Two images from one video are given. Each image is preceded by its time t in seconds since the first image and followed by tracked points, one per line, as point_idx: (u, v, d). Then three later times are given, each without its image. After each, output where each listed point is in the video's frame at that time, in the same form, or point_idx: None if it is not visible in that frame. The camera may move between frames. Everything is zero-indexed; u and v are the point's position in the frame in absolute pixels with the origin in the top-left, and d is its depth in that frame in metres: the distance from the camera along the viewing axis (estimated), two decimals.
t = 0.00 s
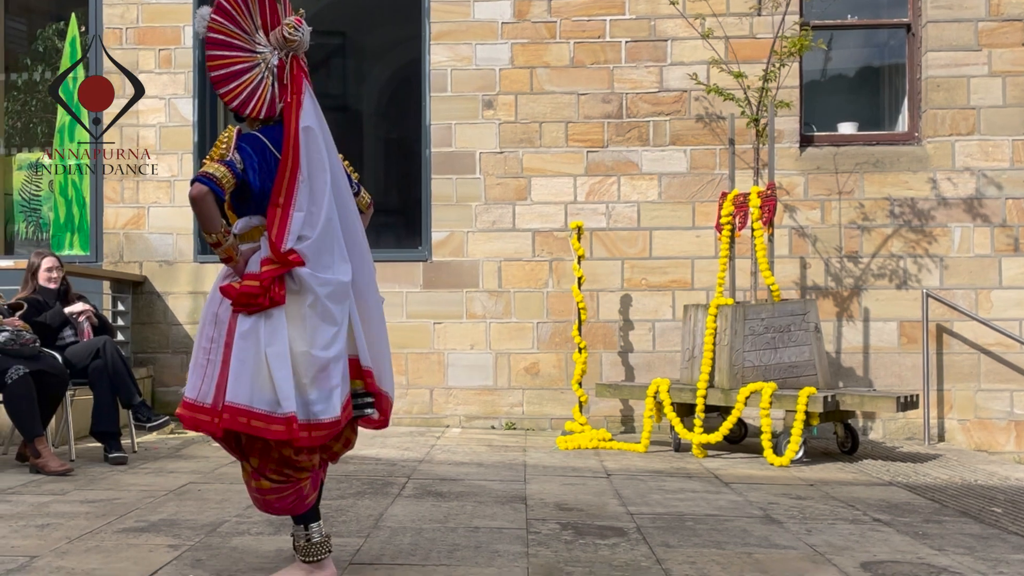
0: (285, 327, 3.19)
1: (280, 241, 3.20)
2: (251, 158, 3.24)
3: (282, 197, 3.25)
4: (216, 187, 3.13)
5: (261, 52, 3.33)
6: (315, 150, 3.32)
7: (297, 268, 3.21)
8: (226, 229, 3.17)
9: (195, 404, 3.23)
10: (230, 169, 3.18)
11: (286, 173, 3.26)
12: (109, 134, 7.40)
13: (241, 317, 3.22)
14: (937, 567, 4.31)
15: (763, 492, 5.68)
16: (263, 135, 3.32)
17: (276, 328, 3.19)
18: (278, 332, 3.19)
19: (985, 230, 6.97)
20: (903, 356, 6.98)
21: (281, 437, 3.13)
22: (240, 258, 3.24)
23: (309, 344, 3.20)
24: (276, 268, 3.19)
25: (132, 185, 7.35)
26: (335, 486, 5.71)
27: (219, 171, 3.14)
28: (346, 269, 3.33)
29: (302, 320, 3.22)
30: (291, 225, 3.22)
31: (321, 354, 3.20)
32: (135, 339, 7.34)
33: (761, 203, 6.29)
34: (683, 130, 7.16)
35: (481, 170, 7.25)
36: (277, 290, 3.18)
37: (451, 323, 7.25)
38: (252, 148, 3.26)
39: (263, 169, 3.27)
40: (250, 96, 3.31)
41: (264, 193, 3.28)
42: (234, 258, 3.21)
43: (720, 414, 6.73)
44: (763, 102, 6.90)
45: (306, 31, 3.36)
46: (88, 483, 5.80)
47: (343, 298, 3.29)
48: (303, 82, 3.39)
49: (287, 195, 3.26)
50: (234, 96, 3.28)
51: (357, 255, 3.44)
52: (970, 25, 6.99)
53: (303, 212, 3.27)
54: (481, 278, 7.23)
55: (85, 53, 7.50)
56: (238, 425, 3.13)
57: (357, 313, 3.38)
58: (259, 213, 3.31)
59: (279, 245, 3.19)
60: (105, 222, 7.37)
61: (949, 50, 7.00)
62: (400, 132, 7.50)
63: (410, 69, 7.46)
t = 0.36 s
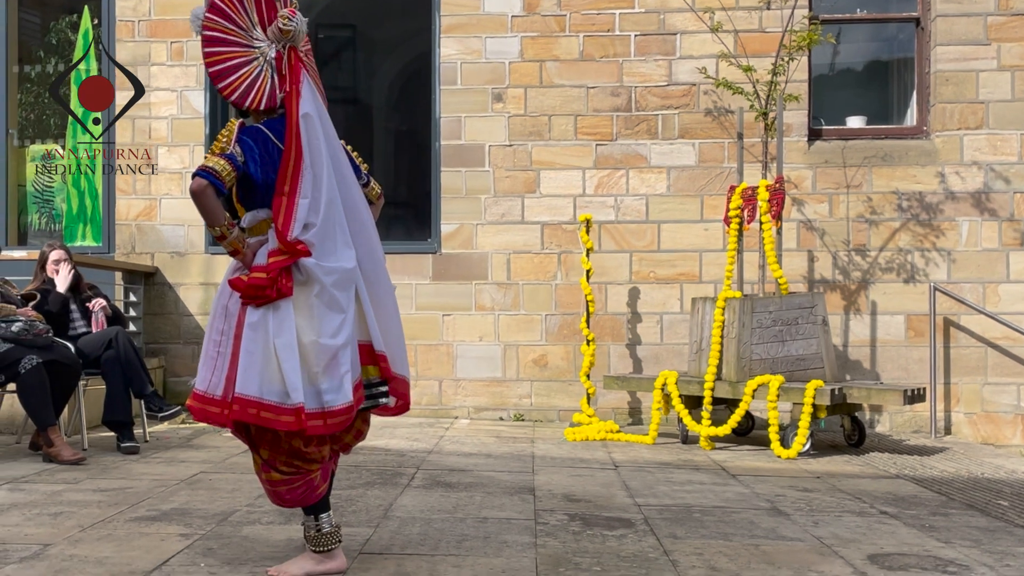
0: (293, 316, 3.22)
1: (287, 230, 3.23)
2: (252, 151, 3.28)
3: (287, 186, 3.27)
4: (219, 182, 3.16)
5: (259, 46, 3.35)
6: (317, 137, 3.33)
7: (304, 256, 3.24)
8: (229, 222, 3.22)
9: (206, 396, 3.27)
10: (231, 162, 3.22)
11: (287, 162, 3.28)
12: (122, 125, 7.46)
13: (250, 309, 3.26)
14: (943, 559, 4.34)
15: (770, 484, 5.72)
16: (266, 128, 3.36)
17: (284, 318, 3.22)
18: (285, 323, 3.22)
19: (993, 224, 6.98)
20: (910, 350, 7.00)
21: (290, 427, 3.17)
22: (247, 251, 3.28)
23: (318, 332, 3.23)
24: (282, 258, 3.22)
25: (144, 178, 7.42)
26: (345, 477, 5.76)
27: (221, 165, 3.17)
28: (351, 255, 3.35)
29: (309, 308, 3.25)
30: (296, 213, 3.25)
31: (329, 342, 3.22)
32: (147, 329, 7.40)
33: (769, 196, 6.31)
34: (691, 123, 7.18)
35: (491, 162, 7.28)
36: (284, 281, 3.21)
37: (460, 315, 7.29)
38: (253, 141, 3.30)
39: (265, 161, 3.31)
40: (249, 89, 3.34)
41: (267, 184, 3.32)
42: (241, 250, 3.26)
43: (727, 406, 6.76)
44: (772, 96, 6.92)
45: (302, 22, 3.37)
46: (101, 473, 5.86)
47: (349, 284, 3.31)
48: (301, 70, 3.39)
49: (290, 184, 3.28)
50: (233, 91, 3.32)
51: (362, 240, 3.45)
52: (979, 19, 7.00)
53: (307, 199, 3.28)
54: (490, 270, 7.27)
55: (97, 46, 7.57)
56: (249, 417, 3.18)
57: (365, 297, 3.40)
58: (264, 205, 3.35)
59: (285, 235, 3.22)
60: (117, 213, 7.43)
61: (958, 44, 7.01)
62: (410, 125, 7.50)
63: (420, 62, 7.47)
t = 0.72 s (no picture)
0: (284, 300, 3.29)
1: (277, 220, 3.30)
2: (243, 146, 3.37)
3: (279, 174, 3.33)
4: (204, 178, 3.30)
5: (261, 49, 3.45)
6: (307, 126, 3.36)
7: (293, 242, 3.28)
8: (223, 212, 3.37)
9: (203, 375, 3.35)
10: (219, 159, 3.33)
11: (278, 154, 3.34)
12: (135, 112, 7.48)
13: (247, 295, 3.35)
14: (950, 547, 4.37)
15: (777, 472, 5.75)
16: (262, 124, 3.44)
17: (277, 302, 3.29)
18: (277, 306, 3.29)
19: (1003, 215, 6.99)
20: (918, 339, 7.02)
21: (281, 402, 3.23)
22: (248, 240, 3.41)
23: (309, 314, 3.27)
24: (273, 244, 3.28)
25: (157, 164, 7.47)
26: (355, 462, 5.81)
27: (208, 163, 3.31)
28: (344, 238, 3.36)
29: (302, 292, 3.30)
30: (286, 201, 3.32)
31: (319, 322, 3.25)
32: (159, 315, 7.47)
33: (778, 185, 6.32)
34: (701, 112, 7.20)
35: (501, 151, 7.31)
36: (275, 267, 3.29)
37: (469, 303, 7.33)
38: (246, 137, 3.39)
39: (258, 154, 3.37)
40: (249, 92, 3.45)
41: (262, 178, 3.39)
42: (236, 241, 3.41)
43: (735, 395, 6.79)
44: (782, 85, 6.93)
45: (298, 20, 3.41)
46: (113, 456, 5.92)
47: (342, 267, 3.33)
48: (295, 65, 3.41)
49: (282, 173, 3.34)
50: (234, 93, 3.44)
51: (362, 223, 3.45)
52: (990, 9, 6.99)
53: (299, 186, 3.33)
54: (499, 258, 7.31)
55: (111, 34, 7.62)
56: (241, 396, 3.25)
57: (362, 279, 3.40)
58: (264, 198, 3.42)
59: (276, 223, 3.29)
60: (130, 199, 7.48)
61: (969, 34, 7.01)
62: (420, 113, 7.55)
63: (432, 50, 7.51)
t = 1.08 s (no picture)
0: (242, 286, 3.50)
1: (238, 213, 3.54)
2: (218, 149, 3.67)
3: (244, 171, 3.59)
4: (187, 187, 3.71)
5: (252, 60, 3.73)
6: (269, 123, 3.57)
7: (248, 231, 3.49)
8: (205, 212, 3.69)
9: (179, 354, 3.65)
10: (195, 164, 3.69)
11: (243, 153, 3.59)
12: (147, 98, 7.53)
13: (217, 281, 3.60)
14: (955, 533, 4.42)
15: (784, 458, 5.79)
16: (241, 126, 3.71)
17: (237, 287, 3.51)
18: (236, 291, 3.51)
19: (1011, 203, 7.00)
20: (925, 327, 7.05)
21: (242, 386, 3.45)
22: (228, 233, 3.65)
23: (260, 298, 3.44)
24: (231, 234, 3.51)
25: (169, 149, 7.52)
26: (364, 445, 5.87)
27: (185, 168, 3.69)
28: (295, 226, 3.48)
29: (256, 278, 3.47)
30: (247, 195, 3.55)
31: (267, 306, 3.41)
32: (171, 299, 7.54)
33: (787, 173, 6.34)
34: (711, 100, 7.22)
35: (511, 137, 7.35)
36: (232, 255, 3.49)
37: (479, 288, 7.38)
38: (222, 141, 3.69)
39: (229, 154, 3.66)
40: (243, 100, 3.73)
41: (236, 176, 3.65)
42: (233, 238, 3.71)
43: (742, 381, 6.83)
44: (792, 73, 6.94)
45: (264, 25, 3.62)
46: (126, 438, 5.98)
47: (292, 252, 3.45)
48: (267, 69, 3.66)
49: (247, 169, 3.58)
50: (234, 104, 3.76)
51: (323, 209, 3.55)
52: None
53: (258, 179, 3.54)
54: (509, 244, 7.35)
55: (124, 19, 7.67)
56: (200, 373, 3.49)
57: (316, 263, 3.49)
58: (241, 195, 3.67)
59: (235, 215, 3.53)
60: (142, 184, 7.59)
61: (978, 22, 7.01)
62: (431, 99, 7.58)
63: (442, 37, 7.54)
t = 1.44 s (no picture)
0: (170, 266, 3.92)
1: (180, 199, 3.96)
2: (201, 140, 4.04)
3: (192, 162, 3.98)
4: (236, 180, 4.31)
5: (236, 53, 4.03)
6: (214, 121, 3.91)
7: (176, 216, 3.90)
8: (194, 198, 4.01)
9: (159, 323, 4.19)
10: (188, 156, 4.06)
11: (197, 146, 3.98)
12: (157, 83, 7.55)
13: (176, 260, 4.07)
14: (959, 518, 4.45)
15: (789, 443, 5.83)
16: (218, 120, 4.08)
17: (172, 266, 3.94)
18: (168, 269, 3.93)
19: (1018, 190, 7.01)
20: (930, 313, 7.08)
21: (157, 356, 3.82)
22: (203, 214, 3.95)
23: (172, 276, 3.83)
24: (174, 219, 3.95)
25: (180, 134, 7.55)
26: (372, 429, 5.92)
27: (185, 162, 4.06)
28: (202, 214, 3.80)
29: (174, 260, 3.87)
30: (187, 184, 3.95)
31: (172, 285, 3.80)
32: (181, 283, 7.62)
33: (794, 159, 6.36)
34: (718, 86, 7.22)
35: (519, 123, 7.38)
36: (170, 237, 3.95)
37: (486, 274, 7.42)
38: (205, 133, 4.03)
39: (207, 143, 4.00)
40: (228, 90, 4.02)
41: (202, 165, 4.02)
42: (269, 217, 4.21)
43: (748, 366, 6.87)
44: (799, 59, 6.94)
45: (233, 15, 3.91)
46: (136, 421, 6.04)
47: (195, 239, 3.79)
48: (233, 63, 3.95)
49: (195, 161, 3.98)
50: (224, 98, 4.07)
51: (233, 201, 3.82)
52: None
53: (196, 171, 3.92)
54: (516, 229, 7.38)
55: (134, 5, 7.71)
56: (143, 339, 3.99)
57: (216, 252, 3.77)
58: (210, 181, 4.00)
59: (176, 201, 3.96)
60: (155, 169, 7.58)
61: (986, 9, 7.02)
62: (439, 85, 7.61)
63: (451, 23, 7.56)
